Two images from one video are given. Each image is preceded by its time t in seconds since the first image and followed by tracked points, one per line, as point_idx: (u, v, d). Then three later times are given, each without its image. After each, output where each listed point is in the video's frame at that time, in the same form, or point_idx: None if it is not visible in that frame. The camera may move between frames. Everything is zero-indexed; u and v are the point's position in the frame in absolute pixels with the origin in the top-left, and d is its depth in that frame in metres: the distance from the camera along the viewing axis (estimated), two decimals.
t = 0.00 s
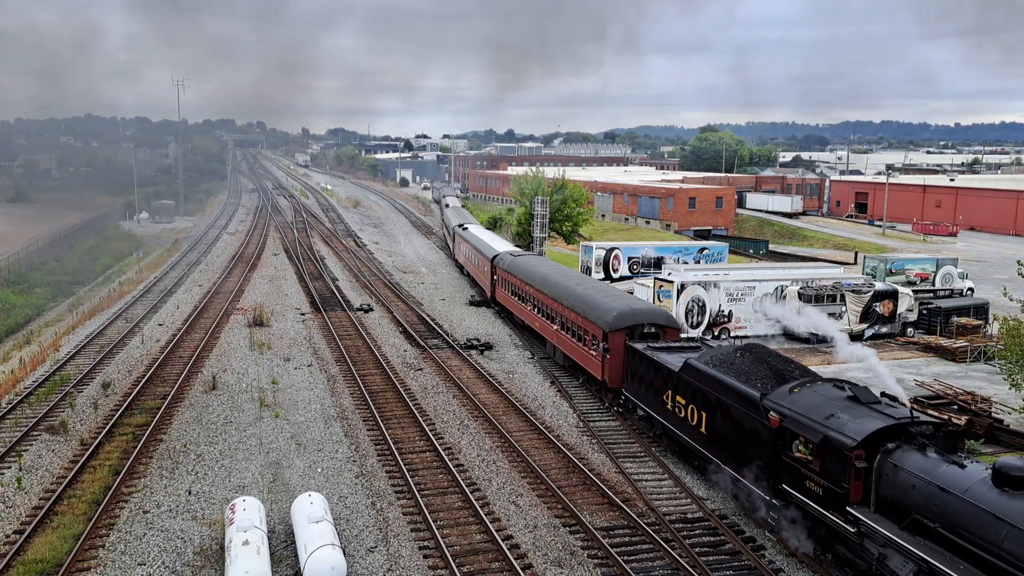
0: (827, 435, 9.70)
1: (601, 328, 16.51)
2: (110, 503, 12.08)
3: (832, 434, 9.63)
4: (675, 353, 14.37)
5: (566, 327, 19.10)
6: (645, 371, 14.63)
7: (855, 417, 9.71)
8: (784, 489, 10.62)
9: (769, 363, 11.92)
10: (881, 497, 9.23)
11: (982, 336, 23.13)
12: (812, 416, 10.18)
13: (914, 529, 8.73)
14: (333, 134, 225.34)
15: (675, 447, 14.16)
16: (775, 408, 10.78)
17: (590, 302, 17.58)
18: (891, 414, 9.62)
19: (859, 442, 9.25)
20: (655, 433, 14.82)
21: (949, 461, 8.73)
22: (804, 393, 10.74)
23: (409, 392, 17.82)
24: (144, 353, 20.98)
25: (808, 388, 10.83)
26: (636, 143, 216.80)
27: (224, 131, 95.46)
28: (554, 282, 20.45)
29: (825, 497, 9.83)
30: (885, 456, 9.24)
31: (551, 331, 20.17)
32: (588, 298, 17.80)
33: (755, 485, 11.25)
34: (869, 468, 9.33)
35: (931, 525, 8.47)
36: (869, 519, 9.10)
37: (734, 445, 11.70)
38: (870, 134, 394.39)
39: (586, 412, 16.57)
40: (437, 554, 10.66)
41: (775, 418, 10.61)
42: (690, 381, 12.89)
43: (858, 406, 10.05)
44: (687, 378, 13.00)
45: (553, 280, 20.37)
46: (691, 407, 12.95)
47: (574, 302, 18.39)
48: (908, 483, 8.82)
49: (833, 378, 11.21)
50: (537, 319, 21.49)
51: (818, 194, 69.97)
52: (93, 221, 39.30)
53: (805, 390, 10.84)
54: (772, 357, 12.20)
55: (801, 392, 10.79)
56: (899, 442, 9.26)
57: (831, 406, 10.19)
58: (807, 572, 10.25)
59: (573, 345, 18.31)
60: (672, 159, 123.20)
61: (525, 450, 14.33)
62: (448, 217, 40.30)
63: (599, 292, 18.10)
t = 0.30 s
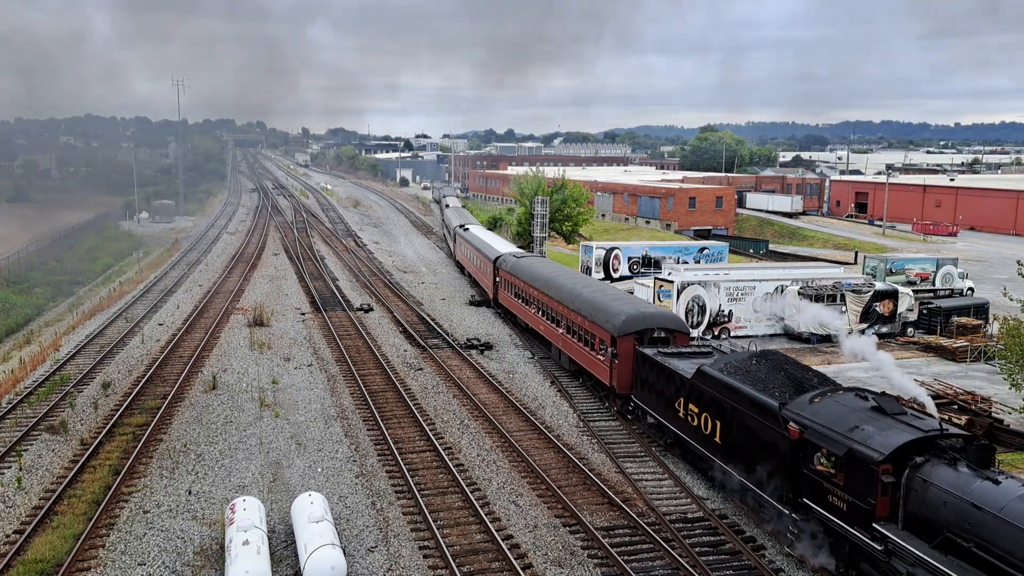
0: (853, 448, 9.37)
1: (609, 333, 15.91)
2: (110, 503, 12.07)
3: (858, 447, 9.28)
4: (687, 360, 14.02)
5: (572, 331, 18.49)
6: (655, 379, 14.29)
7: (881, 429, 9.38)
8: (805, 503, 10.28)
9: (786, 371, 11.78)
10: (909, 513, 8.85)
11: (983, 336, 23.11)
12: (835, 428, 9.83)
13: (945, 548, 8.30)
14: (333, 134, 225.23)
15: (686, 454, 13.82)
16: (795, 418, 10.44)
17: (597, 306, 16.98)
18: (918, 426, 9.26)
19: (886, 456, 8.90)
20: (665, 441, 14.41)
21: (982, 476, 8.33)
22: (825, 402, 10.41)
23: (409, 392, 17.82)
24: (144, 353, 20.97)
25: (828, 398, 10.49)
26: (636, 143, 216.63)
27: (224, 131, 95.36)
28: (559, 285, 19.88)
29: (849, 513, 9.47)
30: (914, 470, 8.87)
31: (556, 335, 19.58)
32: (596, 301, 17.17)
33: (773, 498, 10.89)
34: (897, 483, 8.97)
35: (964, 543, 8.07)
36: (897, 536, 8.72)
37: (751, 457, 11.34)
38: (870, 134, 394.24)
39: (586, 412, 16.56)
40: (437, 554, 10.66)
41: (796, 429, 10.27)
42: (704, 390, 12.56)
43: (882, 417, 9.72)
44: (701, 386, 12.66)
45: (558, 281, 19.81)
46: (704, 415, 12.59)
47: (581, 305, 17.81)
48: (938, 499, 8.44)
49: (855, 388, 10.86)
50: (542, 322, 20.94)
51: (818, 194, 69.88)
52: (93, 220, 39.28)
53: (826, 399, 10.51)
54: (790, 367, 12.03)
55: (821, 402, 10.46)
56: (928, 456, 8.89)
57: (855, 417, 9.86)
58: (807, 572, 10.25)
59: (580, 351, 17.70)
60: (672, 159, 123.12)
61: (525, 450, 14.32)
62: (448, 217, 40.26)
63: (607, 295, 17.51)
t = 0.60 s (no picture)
0: (880, 462, 9.04)
1: (618, 338, 15.44)
2: (111, 503, 12.07)
3: (885, 462, 8.97)
4: (698, 366, 13.61)
5: (578, 336, 18.06)
6: (666, 388, 13.86)
7: (909, 443, 9.05)
8: (827, 518, 9.91)
9: (805, 380, 11.41)
10: (939, 531, 8.52)
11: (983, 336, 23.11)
12: (860, 440, 9.50)
13: (980, 569, 7.95)
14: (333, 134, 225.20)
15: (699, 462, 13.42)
16: (817, 429, 10.07)
17: (605, 309, 16.50)
18: (949, 439, 8.95)
19: (915, 471, 8.59)
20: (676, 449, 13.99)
21: (1018, 494, 7.98)
22: (848, 413, 10.05)
23: (409, 392, 17.82)
24: (144, 353, 20.98)
25: (851, 408, 10.15)
26: (636, 143, 216.84)
27: (224, 131, 95.30)
28: (565, 288, 19.45)
29: (876, 530, 9.14)
30: (945, 486, 8.54)
31: (563, 339, 19.10)
32: (604, 306, 16.69)
33: (791, 514, 10.49)
34: (927, 499, 8.64)
35: (1000, 564, 7.73)
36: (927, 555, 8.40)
37: (768, 469, 10.96)
38: (870, 134, 394.33)
39: (586, 412, 16.56)
40: (437, 554, 10.66)
41: (817, 441, 9.91)
42: (718, 398, 12.18)
43: (910, 430, 9.38)
44: (716, 395, 12.23)
45: (564, 285, 19.39)
46: (718, 425, 12.19)
47: (588, 309, 17.35)
48: (970, 516, 8.11)
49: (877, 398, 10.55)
50: (546, 325, 20.49)
51: (818, 194, 69.84)
52: (93, 221, 39.28)
53: (848, 410, 10.15)
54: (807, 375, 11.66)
55: (844, 413, 10.09)
56: (959, 471, 8.57)
57: (881, 429, 9.52)
58: (806, 572, 10.27)
59: (587, 356, 17.27)
60: (672, 159, 123.19)
61: (525, 450, 14.32)
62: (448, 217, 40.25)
63: (615, 298, 17.03)
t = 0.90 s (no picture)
0: (910, 478, 8.66)
1: (627, 343, 15.12)
2: (110, 503, 12.08)
3: (916, 478, 8.59)
4: (710, 373, 13.25)
5: (584, 339, 17.76)
6: (677, 398, 13.42)
7: (940, 458, 8.69)
8: (852, 535, 9.50)
9: (824, 390, 11.02)
10: (974, 551, 8.12)
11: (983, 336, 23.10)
12: (888, 454, 9.11)
13: None
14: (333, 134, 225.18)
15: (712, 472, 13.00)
16: (840, 442, 9.65)
17: (613, 314, 16.18)
18: (982, 454, 8.60)
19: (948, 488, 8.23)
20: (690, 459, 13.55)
21: None
22: (873, 425, 9.65)
23: (409, 392, 17.83)
24: (144, 353, 20.98)
25: (876, 420, 9.77)
26: (636, 143, 216.92)
27: (224, 131, 95.29)
28: (570, 290, 19.11)
29: (905, 549, 8.73)
30: (979, 504, 8.18)
31: (568, 343, 18.76)
32: (612, 309, 16.39)
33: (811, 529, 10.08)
34: (961, 518, 8.26)
35: None
36: None
37: (787, 482, 10.50)
38: (870, 134, 394.34)
39: (586, 412, 16.57)
40: (437, 554, 10.66)
41: (841, 455, 9.49)
42: (733, 408, 11.72)
43: (939, 443, 9.04)
44: (731, 403, 11.76)
45: (569, 288, 19.07)
46: (733, 435, 11.75)
47: (595, 313, 17.01)
48: (1006, 535, 7.73)
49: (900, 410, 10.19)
50: (550, 329, 20.15)
51: (818, 194, 69.75)
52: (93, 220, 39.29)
53: (873, 421, 9.75)
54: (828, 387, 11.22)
55: (869, 425, 9.68)
56: (993, 488, 8.21)
57: (909, 443, 9.16)
58: (807, 572, 10.28)
59: (593, 360, 16.98)
60: (672, 159, 123.24)
61: (525, 450, 14.33)
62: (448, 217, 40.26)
63: (623, 302, 16.69)
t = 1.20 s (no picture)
0: (944, 495, 8.33)
1: (637, 349, 14.77)
2: (111, 502, 12.08)
3: (950, 495, 8.26)
4: (722, 382, 12.91)
5: (591, 343, 17.43)
6: (690, 407, 13.12)
7: (975, 474, 8.37)
8: (878, 553, 9.17)
9: (846, 401, 10.71)
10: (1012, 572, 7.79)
11: (983, 337, 23.08)
12: (919, 469, 8.78)
13: None
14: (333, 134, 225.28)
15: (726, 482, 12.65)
16: (865, 456, 9.33)
17: (622, 318, 15.85)
18: (1019, 471, 8.29)
19: (986, 506, 7.91)
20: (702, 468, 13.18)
21: None
22: (901, 437, 9.34)
23: (409, 392, 17.83)
24: (144, 352, 20.98)
25: (903, 433, 9.44)
26: (637, 143, 216.95)
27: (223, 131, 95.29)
28: (576, 293, 18.78)
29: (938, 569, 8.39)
30: (1017, 522, 7.86)
31: (575, 348, 18.41)
32: (620, 313, 16.09)
33: (824, 538, 9.92)
34: (998, 537, 7.94)
35: None
36: None
37: (807, 496, 10.20)
38: (870, 134, 394.31)
39: (586, 412, 16.58)
40: (437, 554, 10.66)
41: (866, 469, 9.17)
42: (751, 418, 11.40)
43: (972, 458, 8.73)
44: (749, 414, 11.47)
45: (575, 291, 18.75)
46: (751, 446, 11.45)
47: (603, 317, 16.67)
48: None
49: (926, 420, 9.89)
50: (555, 332, 19.83)
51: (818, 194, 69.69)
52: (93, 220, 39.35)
53: (900, 434, 9.44)
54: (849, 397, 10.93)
55: (897, 438, 9.37)
56: None
57: (940, 457, 8.83)
58: (806, 572, 10.26)
59: (601, 365, 16.66)
60: (672, 159, 123.25)
61: (525, 450, 14.33)
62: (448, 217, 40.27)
63: (631, 307, 16.35)
